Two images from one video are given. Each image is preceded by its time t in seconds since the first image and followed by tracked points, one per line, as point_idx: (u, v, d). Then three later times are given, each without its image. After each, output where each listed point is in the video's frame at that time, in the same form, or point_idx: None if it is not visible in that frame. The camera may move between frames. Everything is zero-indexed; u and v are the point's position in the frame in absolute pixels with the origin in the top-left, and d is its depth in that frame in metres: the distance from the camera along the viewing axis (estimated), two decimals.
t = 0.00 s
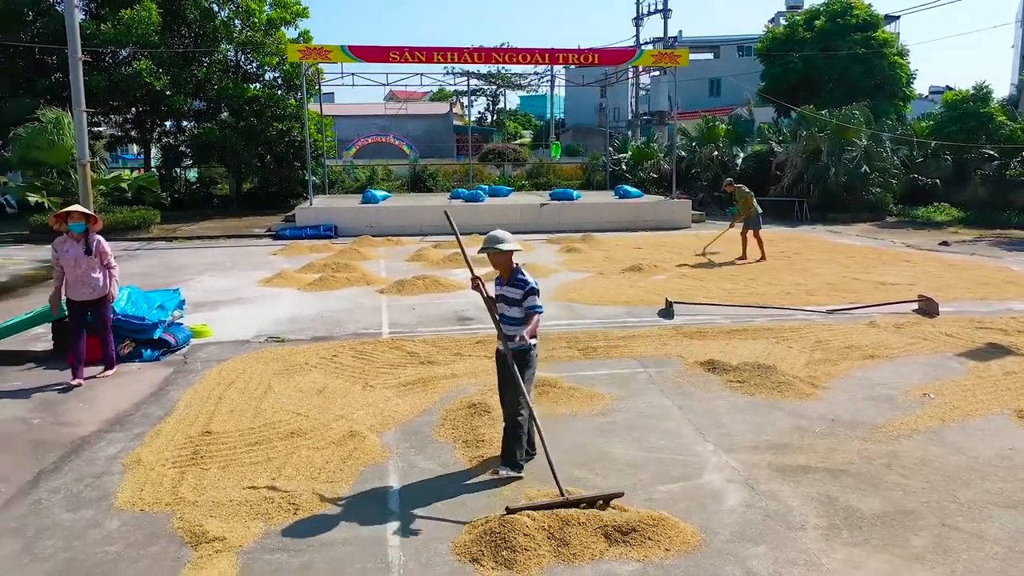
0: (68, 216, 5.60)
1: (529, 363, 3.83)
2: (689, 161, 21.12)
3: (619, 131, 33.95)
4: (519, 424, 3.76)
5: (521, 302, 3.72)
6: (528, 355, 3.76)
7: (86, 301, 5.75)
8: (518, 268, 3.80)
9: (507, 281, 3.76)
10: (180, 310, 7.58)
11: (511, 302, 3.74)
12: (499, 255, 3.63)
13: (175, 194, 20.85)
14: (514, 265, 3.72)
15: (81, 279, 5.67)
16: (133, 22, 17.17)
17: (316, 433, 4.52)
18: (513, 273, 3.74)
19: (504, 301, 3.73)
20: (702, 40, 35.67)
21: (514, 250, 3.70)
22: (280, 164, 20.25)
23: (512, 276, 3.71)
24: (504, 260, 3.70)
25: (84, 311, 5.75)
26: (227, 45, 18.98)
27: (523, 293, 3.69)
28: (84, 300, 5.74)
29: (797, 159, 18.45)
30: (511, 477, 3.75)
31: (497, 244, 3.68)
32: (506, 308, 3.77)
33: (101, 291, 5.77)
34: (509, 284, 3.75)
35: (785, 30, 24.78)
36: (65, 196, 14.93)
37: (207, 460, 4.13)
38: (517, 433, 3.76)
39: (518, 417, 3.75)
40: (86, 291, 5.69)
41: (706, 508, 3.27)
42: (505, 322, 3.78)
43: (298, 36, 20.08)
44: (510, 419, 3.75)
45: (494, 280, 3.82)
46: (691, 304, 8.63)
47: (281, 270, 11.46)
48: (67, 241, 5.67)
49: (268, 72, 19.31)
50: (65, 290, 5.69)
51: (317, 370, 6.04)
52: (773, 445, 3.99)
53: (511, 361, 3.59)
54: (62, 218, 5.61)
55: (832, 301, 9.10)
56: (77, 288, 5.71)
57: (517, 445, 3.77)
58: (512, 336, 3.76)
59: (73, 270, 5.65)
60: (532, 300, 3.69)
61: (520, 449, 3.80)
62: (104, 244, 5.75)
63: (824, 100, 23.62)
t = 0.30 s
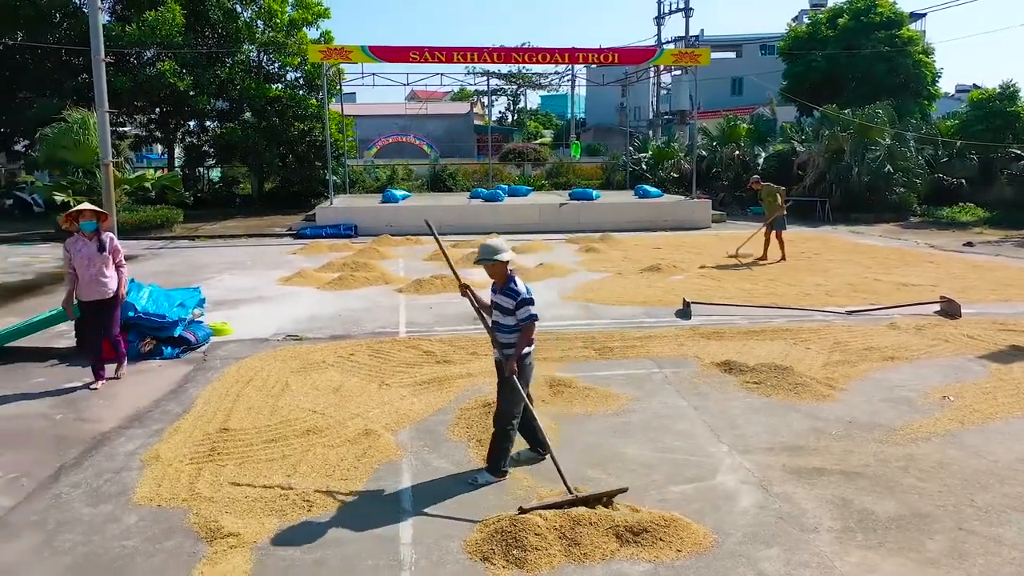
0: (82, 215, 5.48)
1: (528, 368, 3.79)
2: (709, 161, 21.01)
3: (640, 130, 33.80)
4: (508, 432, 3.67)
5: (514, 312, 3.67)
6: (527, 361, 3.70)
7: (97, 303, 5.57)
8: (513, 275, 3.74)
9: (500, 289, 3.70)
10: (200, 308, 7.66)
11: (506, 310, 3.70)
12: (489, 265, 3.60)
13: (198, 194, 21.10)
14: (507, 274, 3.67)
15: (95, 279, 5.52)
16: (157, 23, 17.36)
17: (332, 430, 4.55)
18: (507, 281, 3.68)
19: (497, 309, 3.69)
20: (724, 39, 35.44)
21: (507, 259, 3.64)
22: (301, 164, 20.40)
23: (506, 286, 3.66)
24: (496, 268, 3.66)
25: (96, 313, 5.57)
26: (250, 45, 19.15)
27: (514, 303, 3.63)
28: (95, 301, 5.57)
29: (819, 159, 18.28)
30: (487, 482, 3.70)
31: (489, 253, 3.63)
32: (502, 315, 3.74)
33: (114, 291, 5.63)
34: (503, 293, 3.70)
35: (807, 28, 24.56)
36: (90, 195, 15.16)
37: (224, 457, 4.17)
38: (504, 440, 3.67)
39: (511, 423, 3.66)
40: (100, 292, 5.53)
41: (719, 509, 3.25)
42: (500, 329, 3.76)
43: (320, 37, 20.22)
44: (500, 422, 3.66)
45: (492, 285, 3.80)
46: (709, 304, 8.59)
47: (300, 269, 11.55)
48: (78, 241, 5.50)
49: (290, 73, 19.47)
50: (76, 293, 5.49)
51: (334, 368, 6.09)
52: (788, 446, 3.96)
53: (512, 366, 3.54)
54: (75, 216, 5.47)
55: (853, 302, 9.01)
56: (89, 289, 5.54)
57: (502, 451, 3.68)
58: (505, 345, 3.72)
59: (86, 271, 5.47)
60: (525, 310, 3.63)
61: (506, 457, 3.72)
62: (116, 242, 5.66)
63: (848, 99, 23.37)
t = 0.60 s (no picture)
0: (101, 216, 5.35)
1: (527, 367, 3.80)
2: (732, 160, 20.91)
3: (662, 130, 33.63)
4: (516, 430, 3.67)
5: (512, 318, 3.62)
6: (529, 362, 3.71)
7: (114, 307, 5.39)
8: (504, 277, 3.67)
9: (492, 294, 3.65)
10: (221, 307, 7.75)
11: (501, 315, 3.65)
12: (481, 272, 3.54)
13: (222, 193, 21.34)
14: (500, 278, 3.61)
15: (113, 281, 5.34)
16: (183, 24, 17.56)
17: (349, 429, 4.58)
18: (498, 286, 3.64)
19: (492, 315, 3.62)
20: (748, 38, 35.19)
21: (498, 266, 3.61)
22: (323, 164, 20.55)
23: (499, 290, 3.60)
24: (489, 274, 3.59)
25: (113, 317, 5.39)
26: (273, 46, 19.34)
27: (511, 308, 3.59)
28: (112, 305, 5.39)
29: (842, 159, 18.04)
30: (503, 482, 3.71)
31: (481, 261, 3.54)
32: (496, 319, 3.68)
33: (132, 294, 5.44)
34: (495, 298, 3.65)
35: (831, 27, 24.28)
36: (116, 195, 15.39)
37: (243, 454, 4.22)
38: (514, 438, 3.67)
39: (518, 421, 3.65)
40: (117, 295, 5.35)
41: (734, 511, 3.23)
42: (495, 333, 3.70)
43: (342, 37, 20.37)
44: (507, 422, 3.65)
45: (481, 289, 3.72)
46: (728, 305, 8.54)
47: (320, 268, 11.64)
48: (97, 243, 5.37)
49: (313, 73, 19.64)
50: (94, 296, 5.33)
51: (352, 368, 6.13)
52: (805, 448, 3.93)
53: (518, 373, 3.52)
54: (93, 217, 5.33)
55: (875, 304, 8.91)
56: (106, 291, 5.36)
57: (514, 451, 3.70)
58: (503, 349, 3.65)
59: (105, 273, 5.32)
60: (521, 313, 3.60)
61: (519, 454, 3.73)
62: (135, 245, 5.50)
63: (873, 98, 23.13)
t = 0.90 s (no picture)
0: (128, 216, 5.40)
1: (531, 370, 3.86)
2: (755, 160, 20.71)
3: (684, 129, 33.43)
4: (519, 431, 3.70)
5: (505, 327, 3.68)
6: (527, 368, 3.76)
7: (134, 308, 5.41)
8: (498, 286, 3.72)
9: (488, 303, 3.69)
10: (243, 305, 7.84)
11: (497, 323, 3.72)
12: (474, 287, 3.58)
13: (245, 193, 21.53)
14: (492, 288, 3.65)
15: (134, 282, 5.38)
16: (207, 26, 17.74)
17: (366, 427, 4.62)
18: (493, 296, 3.67)
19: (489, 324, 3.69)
20: (772, 37, 34.87)
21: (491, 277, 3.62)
22: (345, 164, 20.68)
23: (493, 302, 3.65)
24: (481, 285, 3.65)
25: (133, 318, 5.41)
26: (296, 47, 19.50)
27: (503, 318, 3.64)
28: (132, 306, 5.42)
29: (867, 159, 17.79)
30: (520, 480, 3.70)
31: (470, 273, 3.60)
32: (495, 326, 3.77)
33: (152, 296, 5.46)
34: (491, 307, 3.70)
35: (856, 26, 23.93)
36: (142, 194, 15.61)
37: (261, 451, 4.27)
38: (520, 439, 3.70)
39: (519, 424, 3.70)
40: (136, 296, 5.37)
41: (750, 513, 3.22)
42: (496, 339, 3.80)
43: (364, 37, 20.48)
44: (509, 425, 3.71)
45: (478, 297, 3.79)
46: (748, 306, 8.48)
47: (341, 267, 11.73)
48: (122, 243, 5.41)
49: (335, 73, 19.77)
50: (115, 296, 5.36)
51: (371, 367, 6.17)
52: (823, 451, 3.90)
53: (517, 381, 3.60)
54: (120, 217, 5.39)
55: (898, 305, 8.81)
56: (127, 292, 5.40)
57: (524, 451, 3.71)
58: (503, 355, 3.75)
59: (127, 274, 5.36)
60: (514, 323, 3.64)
61: (530, 452, 3.74)
62: (159, 247, 5.53)
63: (899, 97, 22.81)
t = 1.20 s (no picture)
0: (147, 220, 5.23)
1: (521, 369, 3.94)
2: (777, 160, 20.58)
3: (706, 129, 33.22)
4: (517, 424, 3.77)
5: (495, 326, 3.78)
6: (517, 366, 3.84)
7: (150, 313, 5.29)
8: (489, 288, 3.83)
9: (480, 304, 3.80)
10: (263, 303, 7.92)
11: (487, 324, 3.82)
12: (468, 287, 3.69)
13: (267, 192, 21.83)
14: (484, 289, 3.76)
15: (153, 288, 5.23)
16: (231, 27, 17.94)
17: (382, 425, 4.65)
18: (485, 297, 3.78)
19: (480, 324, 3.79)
20: (795, 35, 34.56)
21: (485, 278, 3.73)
22: (366, 164, 20.79)
23: (484, 302, 3.75)
24: (473, 286, 3.77)
25: (149, 324, 5.29)
26: (318, 48, 19.65)
27: (492, 318, 3.75)
28: (149, 311, 5.28)
29: (891, 159, 17.60)
30: (533, 475, 3.73)
31: (468, 272, 3.72)
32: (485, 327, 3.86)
33: (170, 302, 5.33)
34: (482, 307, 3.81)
35: (880, 23, 23.55)
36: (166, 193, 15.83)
37: (278, 448, 4.31)
38: (519, 431, 3.75)
39: (515, 415, 3.76)
40: (154, 302, 5.25)
41: (764, 514, 3.19)
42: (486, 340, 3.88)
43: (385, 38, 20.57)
44: (505, 418, 3.78)
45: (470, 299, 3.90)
46: (766, 307, 8.41)
47: (361, 267, 11.80)
48: (139, 247, 5.25)
49: (357, 74, 19.88)
50: (132, 301, 5.23)
51: (388, 365, 6.21)
52: (840, 452, 3.87)
53: (509, 377, 3.68)
54: (139, 221, 5.22)
55: (920, 306, 8.70)
56: (144, 298, 5.26)
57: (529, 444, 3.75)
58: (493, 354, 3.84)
59: (145, 278, 5.21)
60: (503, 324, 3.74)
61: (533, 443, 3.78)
62: (177, 252, 5.38)
63: (924, 96, 22.53)
